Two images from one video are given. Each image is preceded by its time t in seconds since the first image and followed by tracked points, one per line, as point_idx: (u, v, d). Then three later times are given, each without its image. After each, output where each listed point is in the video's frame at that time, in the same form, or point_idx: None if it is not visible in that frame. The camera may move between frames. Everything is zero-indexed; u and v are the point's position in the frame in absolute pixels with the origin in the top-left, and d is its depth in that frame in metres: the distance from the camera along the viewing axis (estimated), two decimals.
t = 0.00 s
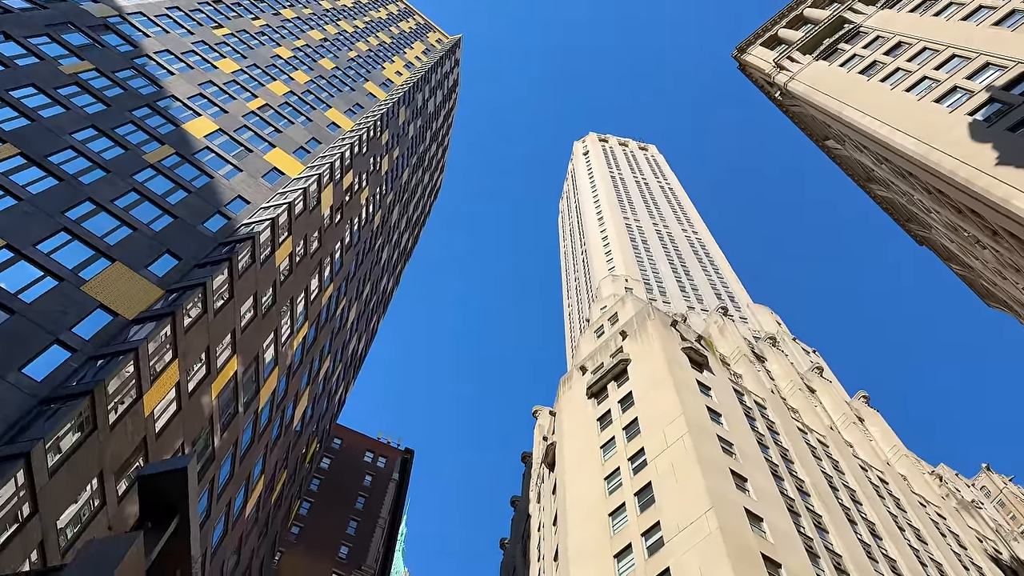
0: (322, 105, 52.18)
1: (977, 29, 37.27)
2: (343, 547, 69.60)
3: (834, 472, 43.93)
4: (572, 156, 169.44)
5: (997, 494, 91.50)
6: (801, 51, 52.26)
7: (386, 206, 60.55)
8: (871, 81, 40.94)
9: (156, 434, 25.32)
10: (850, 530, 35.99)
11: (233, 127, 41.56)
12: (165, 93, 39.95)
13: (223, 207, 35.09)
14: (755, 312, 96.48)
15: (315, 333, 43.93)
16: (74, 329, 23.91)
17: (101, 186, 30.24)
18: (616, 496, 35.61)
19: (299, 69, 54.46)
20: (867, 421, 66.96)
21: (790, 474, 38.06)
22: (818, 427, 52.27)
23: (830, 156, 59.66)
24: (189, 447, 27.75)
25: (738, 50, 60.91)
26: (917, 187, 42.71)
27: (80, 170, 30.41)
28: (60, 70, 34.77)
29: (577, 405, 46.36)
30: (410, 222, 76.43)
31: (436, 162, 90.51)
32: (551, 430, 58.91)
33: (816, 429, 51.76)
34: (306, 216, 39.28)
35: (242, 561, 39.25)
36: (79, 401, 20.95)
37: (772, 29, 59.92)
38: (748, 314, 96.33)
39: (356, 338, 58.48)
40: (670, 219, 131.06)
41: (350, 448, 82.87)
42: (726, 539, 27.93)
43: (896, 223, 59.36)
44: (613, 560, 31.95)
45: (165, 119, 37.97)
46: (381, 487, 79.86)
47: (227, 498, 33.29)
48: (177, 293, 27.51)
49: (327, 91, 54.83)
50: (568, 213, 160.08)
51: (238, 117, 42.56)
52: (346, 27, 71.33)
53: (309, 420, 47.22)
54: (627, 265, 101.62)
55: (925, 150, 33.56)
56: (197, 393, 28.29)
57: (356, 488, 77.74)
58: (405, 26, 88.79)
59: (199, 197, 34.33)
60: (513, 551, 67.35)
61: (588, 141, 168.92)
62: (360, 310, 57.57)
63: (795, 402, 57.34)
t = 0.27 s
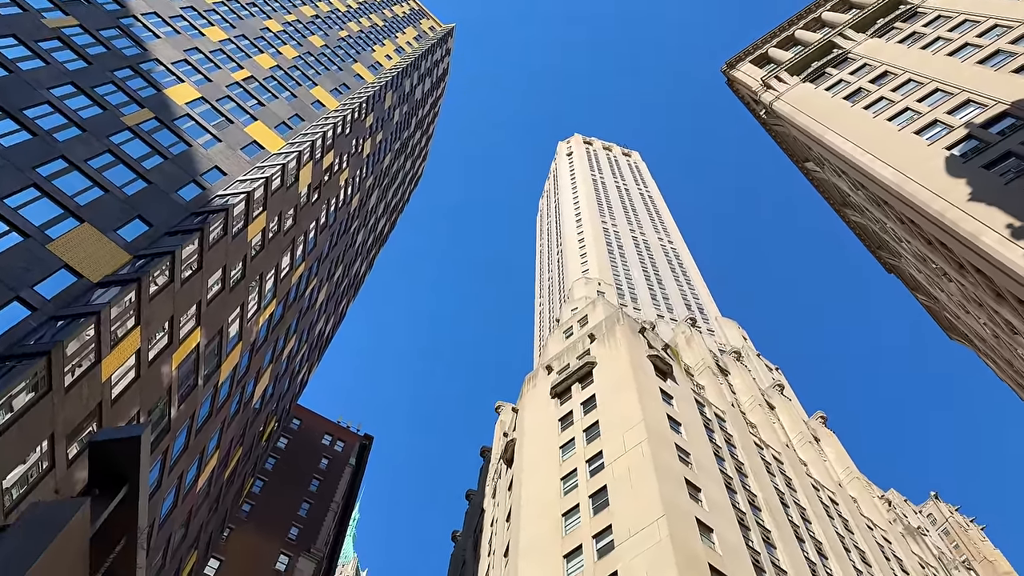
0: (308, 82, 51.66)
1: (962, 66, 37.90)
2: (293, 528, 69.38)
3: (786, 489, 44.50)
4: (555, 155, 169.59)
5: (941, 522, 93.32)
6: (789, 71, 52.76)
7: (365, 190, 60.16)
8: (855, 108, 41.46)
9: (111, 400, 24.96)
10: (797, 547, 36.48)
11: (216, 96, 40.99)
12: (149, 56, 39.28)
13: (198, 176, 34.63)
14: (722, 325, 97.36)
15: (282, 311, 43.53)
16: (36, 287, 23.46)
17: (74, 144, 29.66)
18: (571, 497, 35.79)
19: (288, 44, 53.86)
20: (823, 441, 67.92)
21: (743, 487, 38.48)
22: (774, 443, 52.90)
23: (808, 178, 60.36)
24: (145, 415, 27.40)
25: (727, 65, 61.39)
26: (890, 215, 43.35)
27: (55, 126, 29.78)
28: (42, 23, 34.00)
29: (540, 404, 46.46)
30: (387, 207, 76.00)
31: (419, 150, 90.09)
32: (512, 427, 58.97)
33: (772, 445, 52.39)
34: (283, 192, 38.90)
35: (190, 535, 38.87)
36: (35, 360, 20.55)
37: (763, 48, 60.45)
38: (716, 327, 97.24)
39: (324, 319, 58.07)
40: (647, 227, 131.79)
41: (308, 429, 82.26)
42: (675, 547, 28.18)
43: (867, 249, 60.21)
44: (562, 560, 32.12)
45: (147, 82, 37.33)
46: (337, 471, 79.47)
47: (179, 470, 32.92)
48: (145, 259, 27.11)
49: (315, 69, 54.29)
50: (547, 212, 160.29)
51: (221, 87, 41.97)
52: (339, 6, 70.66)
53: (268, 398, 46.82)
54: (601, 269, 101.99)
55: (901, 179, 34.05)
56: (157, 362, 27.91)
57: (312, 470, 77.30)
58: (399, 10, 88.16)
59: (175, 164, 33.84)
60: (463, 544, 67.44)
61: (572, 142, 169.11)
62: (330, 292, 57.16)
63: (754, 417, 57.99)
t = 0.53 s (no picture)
0: (296, 58, 51.11)
1: (944, 98, 38.50)
2: (245, 505, 68.96)
3: (739, 500, 44.99)
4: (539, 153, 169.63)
5: (888, 544, 95.03)
6: (775, 89, 53.20)
7: (344, 171, 59.70)
8: (837, 131, 41.95)
9: (70, 361, 24.56)
10: (745, 557, 36.92)
11: (201, 63, 40.38)
12: (135, 17, 38.57)
13: (176, 142, 34.13)
14: (690, 335, 98.17)
15: (251, 286, 43.08)
16: None
17: (52, 100, 29.04)
18: (527, 493, 35.91)
19: (278, 17, 53.19)
20: (779, 456, 68.78)
21: (697, 496, 38.86)
22: (731, 455, 53.48)
23: (786, 196, 61.03)
24: (103, 380, 27.00)
25: (716, 77, 61.76)
26: (862, 239, 43.95)
27: (33, 79, 29.13)
28: None
29: (504, 399, 46.49)
30: (367, 190, 75.52)
31: (403, 135, 89.61)
32: (474, 419, 58.97)
33: (729, 456, 52.96)
34: (261, 167, 38.46)
35: (139, 504, 38.34)
36: None
37: (752, 64, 60.93)
38: (683, 336, 97.99)
39: (293, 298, 57.57)
40: (625, 231, 132.35)
41: (269, 407, 81.50)
42: (626, 549, 28.40)
43: (838, 271, 60.97)
44: (513, 555, 32.22)
45: (131, 43, 36.65)
46: (295, 451, 78.94)
47: (134, 438, 32.47)
48: (115, 222, 26.67)
49: (304, 45, 53.71)
50: (526, 208, 160.37)
51: (207, 54, 41.35)
52: None
53: (230, 373, 46.34)
54: (575, 269, 102.25)
55: (876, 205, 34.52)
56: (120, 327, 27.49)
57: (269, 448, 76.68)
58: None
59: (154, 128, 33.30)
60: (416, 533, 67.36)
61: (557, 141, 169.20)
62: (301, 270, 56.67)
63: (713, 428, 58.57)
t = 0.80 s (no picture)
0: (285, 31, 50.48)
1: (926, 125, 39.00)
2: (200, 478, 68.43)
3: (694, 506, 45.42)
4: (524, 147, 169.42)
5: (836, 559, 96.49)
6: (761, 102, 53.61)
7: (326, 148, 59.20)
8: (818, 149, 42.39)
9: (31, 319, 24.15)
10: (695, 562, 37.28)
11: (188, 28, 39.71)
12: None
13: (157, 106, 33.62)
14: (659, 339, 98.81)
15: (222, 257, 42.62)
16: None
17: (31, 52, 28.39)
18: (485, 485, 35.97)
19: None
20: (736, 465, 69.56)
21: (653, 498, 39.14)
22: (690, 460, 53.93)
23: (763, 210, 61.59)
24: (63, 340, 26.59)
25: (704, 86, 62.08)
26: (834, 257, 44.48)
27: (13, 29, 28.44)
28: None
29: (470, 389, 46.47)
30: (347, 170, 74.96)
31: (388, 118, 89.05)
32: (438, 408, 58.89)
33: (687, 461, 53.44)
34: (242, 138, 38.00)
35: (93, 469, 37.85)
36: None
37: (741, 75, 61.33)
38: (652, 340, 98.64)
39: (264, 272, 57.04)
40: (603, 232, 132.79)
41: (231, 381, 80.62)
42: (578, 545, 28.57)
43: (809, 287, 61.63)
44: (467, 545, 32.26)
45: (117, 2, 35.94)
46: (255, 427, 78.31)
47: (91, 402, 32.00)
48: (88, 182, 26.25)
49: (295, 19, 53.07)
50: (506, 201, 160.27)
51: (195, 19, 40.70)
52: None
53: (195, 343, 45.83)
54: (551, 265, 102.41)
55: (850, 225, 34.94)
56: (85, 288, 27.07)
57: (229, 422, 75.96)
58: None
59: (135, 90, 32.74)
60: (371, 517, 67.22)
61: (543, 137, 169.25)
62: (274, 246, 56.17)
63: (674, 432, 59.08)
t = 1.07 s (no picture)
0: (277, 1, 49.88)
1: (906, 144, 39.50)
2: (159, 446, 67.85)
3: (652, 504, 45.85)
4: (509, 136, 168.99)
5: (787, 565, 98.00)
6: (747, 110, 53.97)
7: (310, 123, 58.65)
8: (799, 160, 42.79)
9: None
10: (649, 560, 37.63)
11: None
12: None
13: (141, 67, 33.05)
14: (630, 338, 99.40)
15: (196, 225, 42.12)
16: None
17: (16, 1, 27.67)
18: (447, 471, 36.01)
19: None
20: (696, 467, 70.29)
21: (612, 495, 39.42)
22: (651, 460, 54.38)
23: (741, 217, 62.10)
24: (28, 297, 26.19)
25: (692, 89, 62.35)
26: (807, 269, 45.01)
27: None
28: None
29: (438, 375, 46.42)
30: (330, 146, 74.37)
31: (375, 97, 88.42)
32: (405, 392, 58.80)
33: (649, 460, 53.91)
34: (224, 106, 37.55)
35: (50, 429, 37.38)
36: None
37: (729, 82, 61.66)
38: (623, 338, 99.21)
39: (238, 243, 56.46)
40: (582, 227, 133.08)
41: (197, 349, 79.70)
42: (534, 536, 28.71)
43: (780, 296, 62.30)
44: (424, 530, 32.31)
45: None
46: (218, 398, 77.67)
47: (53, 362, 31.53)
48: (63, 138, 25.80)
49: None
50: (488, 189, 160.01)
51: None
52: None
53: (163, 310, 45.32)
54: (528, 257, 102.46)
55: (825, 238, 35.35)
56: (54, 247, 26.65)
57: (192, 392, 75.23)
58: None
59: (118, 48, 32.12)
60: (330, 496, 67.06)
61: (529, 128, 169.03)
62: (250, 217, 55.60)
63: (638, 430, 59.56)
